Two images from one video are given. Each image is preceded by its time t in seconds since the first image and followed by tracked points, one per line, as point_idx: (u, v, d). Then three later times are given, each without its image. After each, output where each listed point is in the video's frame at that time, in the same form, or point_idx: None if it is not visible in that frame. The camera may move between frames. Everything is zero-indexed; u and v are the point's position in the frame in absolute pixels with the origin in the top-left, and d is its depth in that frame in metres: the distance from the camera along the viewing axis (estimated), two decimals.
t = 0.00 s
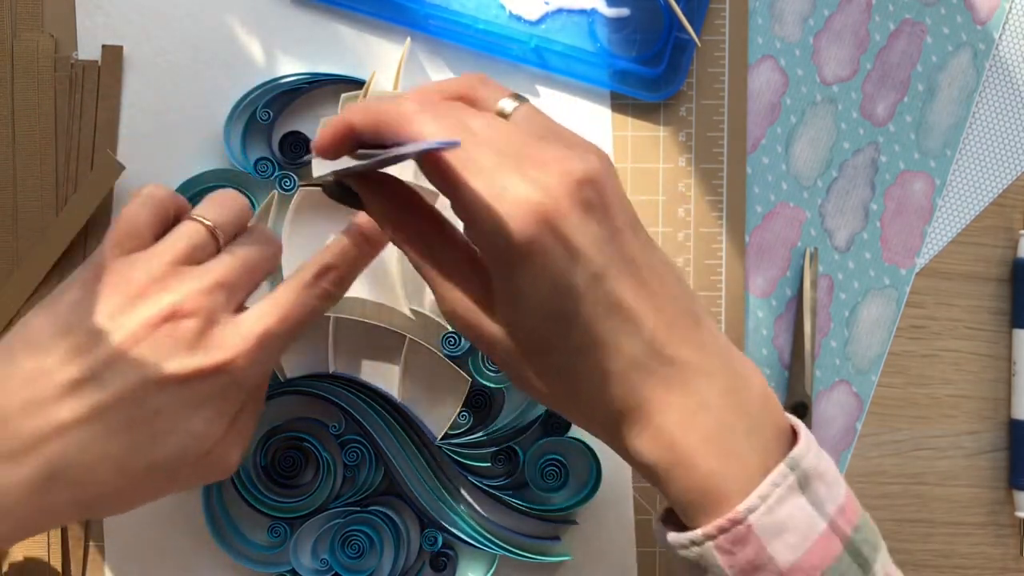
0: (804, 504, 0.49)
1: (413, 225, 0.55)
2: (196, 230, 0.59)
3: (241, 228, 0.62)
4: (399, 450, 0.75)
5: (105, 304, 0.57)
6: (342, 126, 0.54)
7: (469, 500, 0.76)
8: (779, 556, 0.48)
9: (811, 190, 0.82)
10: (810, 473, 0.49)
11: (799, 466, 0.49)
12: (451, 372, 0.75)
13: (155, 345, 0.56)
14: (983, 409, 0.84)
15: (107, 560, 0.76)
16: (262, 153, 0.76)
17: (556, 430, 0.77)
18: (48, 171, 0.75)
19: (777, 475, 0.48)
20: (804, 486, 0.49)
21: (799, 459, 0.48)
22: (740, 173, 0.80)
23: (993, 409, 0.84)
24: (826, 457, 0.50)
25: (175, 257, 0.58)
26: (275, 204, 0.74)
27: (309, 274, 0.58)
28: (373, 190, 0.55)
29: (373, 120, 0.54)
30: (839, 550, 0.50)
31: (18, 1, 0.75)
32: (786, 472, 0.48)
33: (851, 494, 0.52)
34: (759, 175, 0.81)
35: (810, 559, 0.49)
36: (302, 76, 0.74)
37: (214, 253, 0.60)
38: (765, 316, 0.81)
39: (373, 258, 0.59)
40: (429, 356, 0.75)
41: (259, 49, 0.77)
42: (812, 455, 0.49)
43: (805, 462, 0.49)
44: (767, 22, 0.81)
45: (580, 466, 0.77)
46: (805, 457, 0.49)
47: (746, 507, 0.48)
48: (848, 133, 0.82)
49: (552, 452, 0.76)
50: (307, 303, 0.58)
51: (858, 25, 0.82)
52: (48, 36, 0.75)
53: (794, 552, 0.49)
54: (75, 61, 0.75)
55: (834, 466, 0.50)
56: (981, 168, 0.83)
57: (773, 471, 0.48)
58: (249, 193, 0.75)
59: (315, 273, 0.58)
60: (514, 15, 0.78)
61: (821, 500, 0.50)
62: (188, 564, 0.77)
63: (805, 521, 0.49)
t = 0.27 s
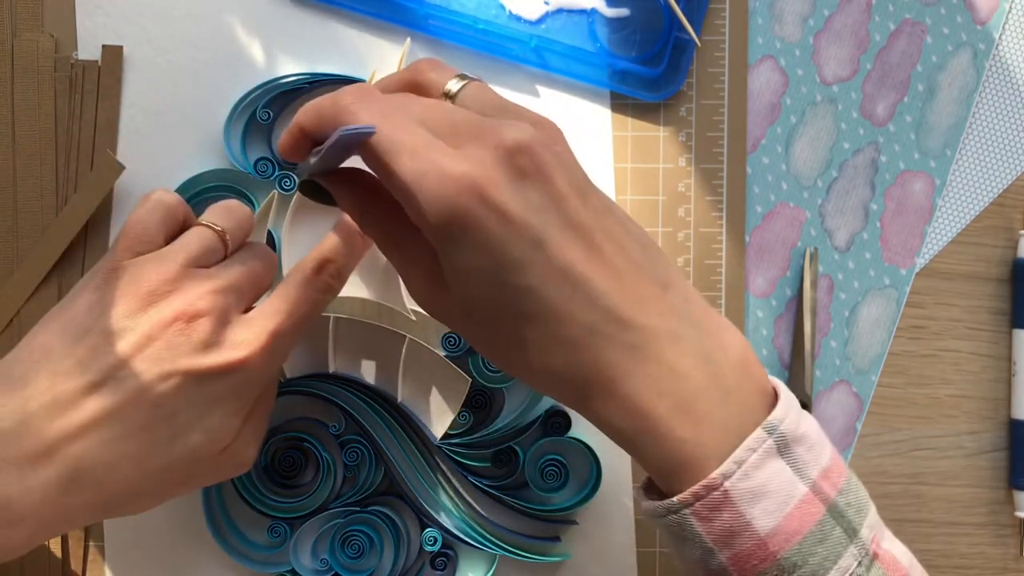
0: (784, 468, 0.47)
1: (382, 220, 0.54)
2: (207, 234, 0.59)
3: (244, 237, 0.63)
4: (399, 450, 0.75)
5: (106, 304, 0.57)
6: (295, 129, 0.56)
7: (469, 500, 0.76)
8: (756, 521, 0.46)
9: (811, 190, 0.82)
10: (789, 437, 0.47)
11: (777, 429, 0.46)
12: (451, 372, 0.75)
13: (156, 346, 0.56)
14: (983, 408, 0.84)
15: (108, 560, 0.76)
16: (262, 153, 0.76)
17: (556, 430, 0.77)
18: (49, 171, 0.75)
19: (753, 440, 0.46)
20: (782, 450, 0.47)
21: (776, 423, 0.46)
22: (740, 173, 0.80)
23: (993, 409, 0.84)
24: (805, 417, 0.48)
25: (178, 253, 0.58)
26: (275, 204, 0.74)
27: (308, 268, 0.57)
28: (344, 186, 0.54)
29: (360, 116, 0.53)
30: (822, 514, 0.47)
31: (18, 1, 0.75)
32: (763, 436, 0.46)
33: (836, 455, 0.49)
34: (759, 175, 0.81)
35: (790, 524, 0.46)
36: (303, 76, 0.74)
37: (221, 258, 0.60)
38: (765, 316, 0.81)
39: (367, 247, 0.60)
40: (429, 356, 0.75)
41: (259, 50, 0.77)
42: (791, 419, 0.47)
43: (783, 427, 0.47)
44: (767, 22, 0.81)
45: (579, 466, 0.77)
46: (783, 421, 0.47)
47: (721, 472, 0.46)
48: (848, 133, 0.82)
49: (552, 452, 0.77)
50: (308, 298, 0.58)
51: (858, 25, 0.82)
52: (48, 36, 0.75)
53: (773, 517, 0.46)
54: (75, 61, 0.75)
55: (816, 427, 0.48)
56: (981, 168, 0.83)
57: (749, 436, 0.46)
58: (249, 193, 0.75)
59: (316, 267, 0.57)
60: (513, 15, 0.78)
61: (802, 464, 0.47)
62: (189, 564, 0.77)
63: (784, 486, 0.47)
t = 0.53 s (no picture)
0: (775, 461, 0.47)
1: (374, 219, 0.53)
2: (206, 233, 0.59)
3: (243, 235, 0.62)
4: (399, 450, 0.75)
5: (107, 303, 0.57)
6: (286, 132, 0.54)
7: (469, 500, 0.75)
8: (746, 514, 0.46)
9: (811, 190, 0.82)
10: (779, 430, 0.47)
11: (768, 423, 0.47)
12: (451, 371, 0.74)
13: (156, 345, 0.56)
14: (983, 408, 0.84)
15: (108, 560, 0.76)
16: (261, 153, 0.76)
17: (556, 430, 0.77)
18: (49, 171, 0.75)
19: (743, 433, 0.46)
20: (773, 443, 0.47)
21: (766, 416, 0.47)
22: (740, 173, 0.80)
23: (993, 409, 0.84)
24: (795, 411, 0.49)
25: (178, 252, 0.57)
26: (275, 204, 0.74)
27: (309, 267, 0.57)
28: (343, 183, 0.54)
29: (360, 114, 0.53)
30: (814, 507, 0.47)
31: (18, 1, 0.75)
32: (754, 430, 0.47)
33: (828, 450, 0.50)
34: (759, 175, 0.81)
35: (780, 518, 0.47)
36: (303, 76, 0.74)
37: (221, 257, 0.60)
38: (765, 316, 0.81)
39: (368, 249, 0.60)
40: (430, 355, 0.74)
41: (259, 50, 0.77)
42: (781, 412, 0.48)
43: (772, 421, 0.47)
44: (767, 22, 0.81)
45: (579, 465, 0.77)
46: (773, 414, 0.47)
47: (712, 466, 0.46)
48: (848, 133, 0.82)
49: (552, 452, 0.77)
50: (308, 298, 0.58)
51: (858, 25, 0.82)
52: (48, 36, 0.75)
53: (763, 510, 0.47)
54: (75, 61, 0.75)
55: (805, 420, 0.49)
56: (981, 169, 0.83)
57: (740, 430, 0.47)
58: (249, 192, 0.75)
59: (316, 267, 0.57)
60: (513, 15, 0.78)
61: (794, 457, 0.48)
62: (188, 564, 0.76)
63: (776, 479, 0.47)
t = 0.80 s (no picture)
0: (778, 457, 0.48)
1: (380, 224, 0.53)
2: (205, 228, 0.59)
3: (240, 231, 0.62)
4: (399, 450, 0.75)
5: (106, 303, 0.57)
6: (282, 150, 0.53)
7: (469, 500, 0.76)
8: (750, 509, 0.47)
9: (811, 190, 0.82)
10: (782, 426, 0.48)
11: (770, 419, 0.48)
12: (451, 371, 0.74)
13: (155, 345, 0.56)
14: (983, 408, 0.84)
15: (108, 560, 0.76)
16: (262, 153, 0.76)
17: (556, 430, 0.77)
18: (49, 171, 0.75)
19: (745, 429, 0.47)
20: (775, 439, 0.48)
21: (769, 412, 0.48)
22: (740, 173, 0.80)
23: (993, 409, 0.84)
24: (797, 407, 0.49)
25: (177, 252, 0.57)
26: (275, 204, 0.74)
27: (308, 265, 0.57)
28: (345, 191, 0.53)
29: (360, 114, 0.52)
30: (816, 502, 0.48)
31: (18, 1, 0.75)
32: (756, 426, 0.47)
33: (830, 446, 0.50)
34: (759, 175, 0.81)
35: (784, 513, 0.47)
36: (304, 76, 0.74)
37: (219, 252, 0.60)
38: (765, 316, 0.81)
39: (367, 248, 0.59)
40: (430, 355, 0.74)
41: (259, 50, 0.77)
42: (784, 408, 0.48)
43: (775, 417, 0.48)
44: (767, 22, 0.81)
45: (579, 465, 0.77)
46: (775, 410, 0.48)
47: (715, 462, 0.47)
48: (848, 133, 0.82)
49: (551, 451, 0.77)
50: (306, 295, 0.57)
51: (858, 25, 0.82)
52: (48, 36, 0.75)
53: (766, 505, 0.47)
54: (75, 61, 0.75)
55: (808, 416, 0.50)
56: (981, 169, 0.83)
57: (742, 426, 0.48)
58: (249, 193, 0.76)
59: (315, 264, 0.57)
60: (513, 15, 0.78)
61: (796, 453, 0.48)
62: (188, 564, 0.77)
63: (779, 475, 0.48)
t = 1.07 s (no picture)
0: (779, 456, 0.48)
1: (385, 225, 0.53)
2: (205, 226, 0.59)
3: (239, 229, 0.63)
4: (399, 450, 0.75)
5: (106, 303, 0.57)
6: (292, 153, 0.52)
7: (469, 500, 0.76)
8: (750, 508, 0.48)
9: (811, 190, 0.82)
10: (783, 425, 0.49)
11: (771, 419, 0.48)
12: (451, 371, 0.73)
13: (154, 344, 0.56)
14: (983, 408, 0.84)
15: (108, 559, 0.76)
16: (262, 153, 0.76)
17: (556, 431, 0.77)
18: (49, 171, 0.75)
19: (746, 429, 0.48)
20: (776, 438, 0.48)
21: (769, 411, 0.48)
22: (740, 173, 0.80)
23: (993, 409, 0.85)
24: (798, 407, 0.50)
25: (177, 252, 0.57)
26: (275, 204, 0.74)
27: (308, 263, 0.57)
28: (350, 191, 0.53)
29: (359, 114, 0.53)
30: (816, 501, 0.48)
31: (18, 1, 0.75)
32: (757, 425, 0.48)
33: (831, 446, 0.51)
34: (759, 175, 0.81)
35: (784, 512, 0.48)
36: (304, 76, 0.74)
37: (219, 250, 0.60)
38: (765, 316, 0.81)
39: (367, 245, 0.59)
40: (430, 356, 0.74)
41: (259, 50, 0.77)
42: (784, 408, 0.49)
43: (775, 417, 0.48)
44: (767, 22, 0.81)
45: (580, 466, 0.77)
46: (776, 410, 0.48)
47: (716, 461, 0.48)
48: (848, 133, 0.82)
49: (552, 451, 0.77)
50: (307, 292, 0.57)
51: (858, 25, 0.82)
52: (48, 36, 0.75)
53: (767, 504, 0.48)
54: (75, 62, 0.76)
55: (808, 416, 0.50)
56: (981, 169, 0.83)
57: (743, 426, 0.48)
58: (249, 193, 0.76)
59: (316, 262, 0.56)
60: (513, 15, 0.78)
61: (797, 452, 0.49)
62: (188, 563, 0.77)
63: (779, 474, 0.48)
